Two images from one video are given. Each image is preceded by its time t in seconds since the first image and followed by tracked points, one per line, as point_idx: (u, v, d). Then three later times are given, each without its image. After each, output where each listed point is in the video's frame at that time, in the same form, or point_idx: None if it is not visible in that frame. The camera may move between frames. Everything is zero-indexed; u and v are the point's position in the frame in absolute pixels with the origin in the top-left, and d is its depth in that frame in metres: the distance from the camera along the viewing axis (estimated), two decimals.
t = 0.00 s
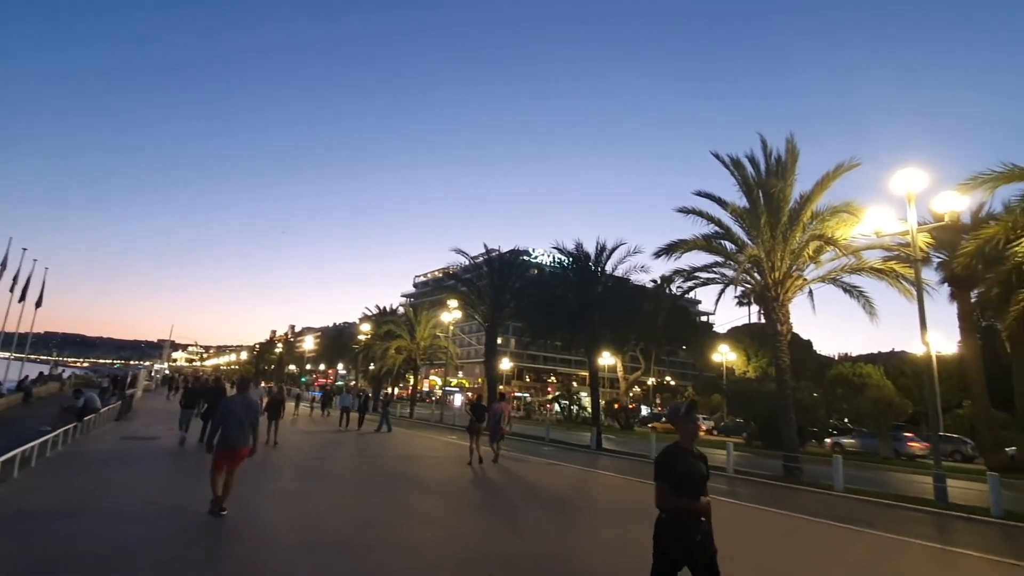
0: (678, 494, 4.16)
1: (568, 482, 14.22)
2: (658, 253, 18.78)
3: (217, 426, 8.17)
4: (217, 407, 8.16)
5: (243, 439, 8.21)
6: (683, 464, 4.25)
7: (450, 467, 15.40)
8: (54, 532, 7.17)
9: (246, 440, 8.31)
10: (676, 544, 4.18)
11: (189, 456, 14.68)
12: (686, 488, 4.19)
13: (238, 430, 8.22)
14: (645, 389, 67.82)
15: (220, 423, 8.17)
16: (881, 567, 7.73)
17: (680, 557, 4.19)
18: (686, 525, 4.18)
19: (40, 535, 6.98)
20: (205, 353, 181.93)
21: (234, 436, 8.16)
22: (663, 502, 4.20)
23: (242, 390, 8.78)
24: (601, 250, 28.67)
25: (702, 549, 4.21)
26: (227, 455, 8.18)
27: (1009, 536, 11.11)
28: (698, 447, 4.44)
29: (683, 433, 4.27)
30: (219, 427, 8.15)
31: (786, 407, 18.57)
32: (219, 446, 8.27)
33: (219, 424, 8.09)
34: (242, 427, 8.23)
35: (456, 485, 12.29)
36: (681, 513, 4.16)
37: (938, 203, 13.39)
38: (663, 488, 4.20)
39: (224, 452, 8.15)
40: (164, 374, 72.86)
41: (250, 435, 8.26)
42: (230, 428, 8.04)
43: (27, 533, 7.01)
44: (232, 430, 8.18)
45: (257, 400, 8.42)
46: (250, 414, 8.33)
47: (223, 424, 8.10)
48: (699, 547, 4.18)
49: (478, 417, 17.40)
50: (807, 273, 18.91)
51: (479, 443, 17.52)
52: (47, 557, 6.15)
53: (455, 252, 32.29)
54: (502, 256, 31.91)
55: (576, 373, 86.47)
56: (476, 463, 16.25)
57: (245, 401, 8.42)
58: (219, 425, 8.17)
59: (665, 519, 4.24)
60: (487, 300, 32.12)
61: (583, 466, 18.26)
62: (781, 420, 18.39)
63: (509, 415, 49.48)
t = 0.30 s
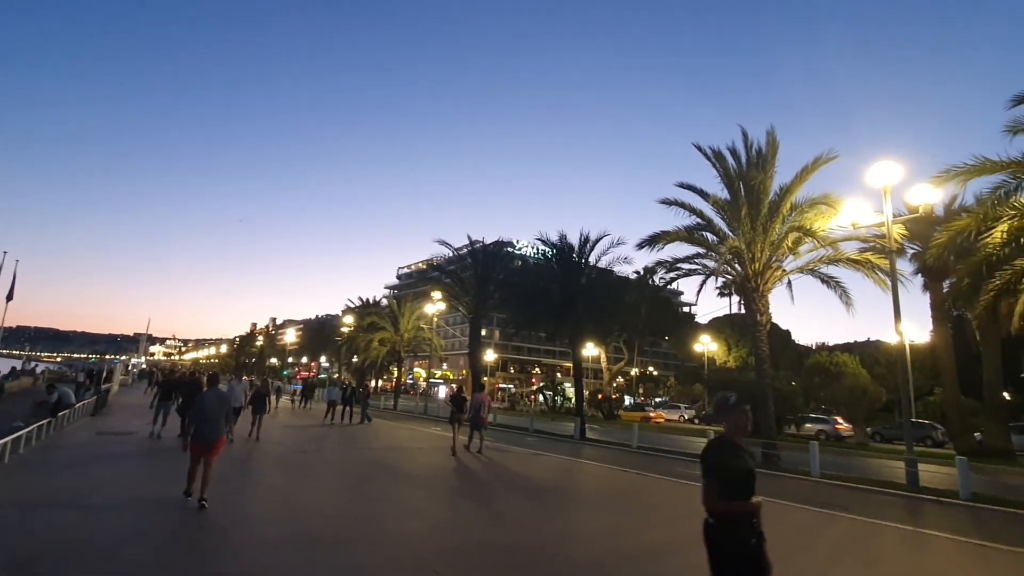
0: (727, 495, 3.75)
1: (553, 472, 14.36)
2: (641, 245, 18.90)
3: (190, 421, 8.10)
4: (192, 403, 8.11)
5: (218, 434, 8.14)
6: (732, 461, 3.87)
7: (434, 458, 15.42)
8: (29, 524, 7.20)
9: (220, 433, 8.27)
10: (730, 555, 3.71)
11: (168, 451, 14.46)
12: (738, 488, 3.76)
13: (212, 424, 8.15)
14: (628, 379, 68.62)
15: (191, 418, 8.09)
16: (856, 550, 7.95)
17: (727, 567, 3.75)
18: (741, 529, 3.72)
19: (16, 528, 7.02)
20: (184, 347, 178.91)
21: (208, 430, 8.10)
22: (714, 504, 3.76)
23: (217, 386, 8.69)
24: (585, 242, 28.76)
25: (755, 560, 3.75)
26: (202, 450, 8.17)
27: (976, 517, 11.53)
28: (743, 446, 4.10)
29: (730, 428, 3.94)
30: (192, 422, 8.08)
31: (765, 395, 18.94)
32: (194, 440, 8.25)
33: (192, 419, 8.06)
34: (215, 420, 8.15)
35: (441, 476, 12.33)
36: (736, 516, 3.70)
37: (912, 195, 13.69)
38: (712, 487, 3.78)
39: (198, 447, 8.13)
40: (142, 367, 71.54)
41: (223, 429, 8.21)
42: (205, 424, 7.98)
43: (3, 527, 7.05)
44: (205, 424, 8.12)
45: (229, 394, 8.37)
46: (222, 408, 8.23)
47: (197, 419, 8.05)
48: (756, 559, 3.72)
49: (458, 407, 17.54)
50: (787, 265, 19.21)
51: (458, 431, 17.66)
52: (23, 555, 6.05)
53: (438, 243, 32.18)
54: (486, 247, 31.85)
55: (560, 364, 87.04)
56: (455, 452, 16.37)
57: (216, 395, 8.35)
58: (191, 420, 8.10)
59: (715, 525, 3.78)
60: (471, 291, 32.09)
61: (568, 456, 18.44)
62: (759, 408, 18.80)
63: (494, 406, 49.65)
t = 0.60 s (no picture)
0: (780, 509, 3.51)
1: (538, 464, 14.36)
2: (627, 237, 19.00)
3: (167, 414, 8.86)
4: (168, 394, 8.90)
5: (192, 423, 8.88)
6: (790, 471, 3.56)
7: (421, 451, 15.39)
8: (4, 522, 7.09)
9: (195, 426, 9.02)
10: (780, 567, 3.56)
11: (149, 447, 14.24)
12: (792, 499, 3.52)
13: (188, 416, 8.90)
14: (615, 371, 69.07)
15: (168, 410, 8.87)
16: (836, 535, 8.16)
17: None
18: (798, 546, 3.50)
19: None
20: (165, 344, 176.28)
21: (185, 421, 8.85)
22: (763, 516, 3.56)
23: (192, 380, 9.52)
24: (572, 234, 28.80)
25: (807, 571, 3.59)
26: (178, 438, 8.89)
27: (950, 502, 11.87)
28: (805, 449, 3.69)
29: (789, 433, 3.60)
30: (169, 413, 8.85)
31: (749, 386, 19.18)
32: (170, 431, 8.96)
33: (169, 410, 8.81)
34: (191, 413, 8.93)
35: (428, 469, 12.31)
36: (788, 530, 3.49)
37: (891, 187, 13.91)
38: (762, 499, 3.57)
39: (175, 437, 8.84)
40: (122, 364, 70.29)
41: (199, 420, 8.97)
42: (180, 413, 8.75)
43: None
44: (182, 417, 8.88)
45: (206, 389, 9.14)
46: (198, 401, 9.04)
47: (172, 409, 8.82)
48: (810, 575, 3.54)
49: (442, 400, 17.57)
50: (770, 257, 19.44)
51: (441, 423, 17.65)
52: None
53: (425, 235, 31.99)
54: (472, 241, 31.77)
55: (548, 356, 87.39)
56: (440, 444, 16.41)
57: (194, 389, 9.12)
58: (169, 411, 8.87)
59: (766, 537, 3.61)
60: (458, 285, 32.01)
61: (555, 448, 18.50)
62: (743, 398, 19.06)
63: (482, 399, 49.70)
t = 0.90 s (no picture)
0: (868, 510, 3.05)
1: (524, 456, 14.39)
2: (612, 231, 19.07)
3: (140, 411, 8.79)
4: (144, 389, 8.86)
5: (166, 418, 8.81)
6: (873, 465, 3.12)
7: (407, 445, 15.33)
8: None
9: (171, 421, 8.96)
10: None
11: (129, 445, 14.00)
12: (885, 500, 3.06)
13: (164, 412, 8.85)
14: (601, 364, 69.53)
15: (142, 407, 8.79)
16: (818, 521, 8.37)
17: None
18: (885, 554, 3.04)
19: None
20: (145, 339, 173.15)
21: (161, 417, 8.80)
22: (854, 521, 3.08)
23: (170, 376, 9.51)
24: (557, 228, 28.82)
25: None
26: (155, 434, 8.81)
27: (927, 488, 12.21)
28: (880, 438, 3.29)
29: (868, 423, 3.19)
30: (144, 409, 8.77)
31: (732, 377, 19.44)
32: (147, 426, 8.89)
33: (145, 406, 8.74)
34: (166, 410, 8.88)
35: (415, 463, 12.29)
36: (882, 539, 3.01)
37: (871, 181, 14.14)
38: (856, 501, 3.08)
39: (151, 433, 8.77)
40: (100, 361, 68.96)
41: (176, 416, 8.92)
42: (155, 407, 8.69)
43: None
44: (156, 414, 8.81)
45: (183, 385, 9.14)
46: (174, 398, 9.02)
47: (148, 404, 8.77)
48: None
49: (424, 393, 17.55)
50: (753, 250, 19.67)
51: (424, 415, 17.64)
52: None
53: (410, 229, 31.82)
54: (458, 234, 31.65)
55: (534, 350, 87.66)
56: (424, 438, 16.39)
57: (170, 385, 9.07)
58: (143, 408, 8.79)
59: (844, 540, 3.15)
60: (443, 278, 31.90)
61: (540, 440, 18.57)
62: (727, 388, 19.32)
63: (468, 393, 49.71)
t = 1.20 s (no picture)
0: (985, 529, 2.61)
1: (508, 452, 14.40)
2: (596, 227, 19.16)
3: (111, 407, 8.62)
4: (115, 385, 8.71)
5: (139, 414, 8.67)
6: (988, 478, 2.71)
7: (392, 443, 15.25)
8: None
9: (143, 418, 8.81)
10: None
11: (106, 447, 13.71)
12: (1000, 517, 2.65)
13: (136, 407, 8.71)
14: (585, 360, 69.96)
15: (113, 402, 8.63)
16: (798, 513, 8.53)
17: None
18: None
19: None
20: (120, 339, 169.28)
21: (132, 412, 8.65)
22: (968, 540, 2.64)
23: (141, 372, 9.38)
24: (542, 224, 28.86)
25: None
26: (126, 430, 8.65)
27: (902, 479, 12.54)
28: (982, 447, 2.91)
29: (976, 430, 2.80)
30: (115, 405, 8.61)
31: (714, 372, 19.70)
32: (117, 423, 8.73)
33: (116, 402, 8.59)
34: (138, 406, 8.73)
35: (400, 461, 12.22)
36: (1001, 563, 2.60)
37: (849, 178, 14.40)
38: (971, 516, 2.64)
39: (122, 430, 8.62)
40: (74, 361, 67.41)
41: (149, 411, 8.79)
42: (128, 402, 8.55)
43: None
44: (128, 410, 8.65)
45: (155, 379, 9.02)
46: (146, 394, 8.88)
47: (120, 401, 8.62)
48: None
49: (406, 390, 17.44)
50: (734, 246, 19.91)
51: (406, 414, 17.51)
52: None
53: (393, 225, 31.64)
54: (442, 230, 31.52)
55: (518, 346, 87.85)
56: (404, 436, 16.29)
57: (141, 381, 8.94)
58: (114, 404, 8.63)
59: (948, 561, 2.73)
60: (427, 275, 31.77)
61: (525, 437, 18.62)
62: (709, 383, 19.57)
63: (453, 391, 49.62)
